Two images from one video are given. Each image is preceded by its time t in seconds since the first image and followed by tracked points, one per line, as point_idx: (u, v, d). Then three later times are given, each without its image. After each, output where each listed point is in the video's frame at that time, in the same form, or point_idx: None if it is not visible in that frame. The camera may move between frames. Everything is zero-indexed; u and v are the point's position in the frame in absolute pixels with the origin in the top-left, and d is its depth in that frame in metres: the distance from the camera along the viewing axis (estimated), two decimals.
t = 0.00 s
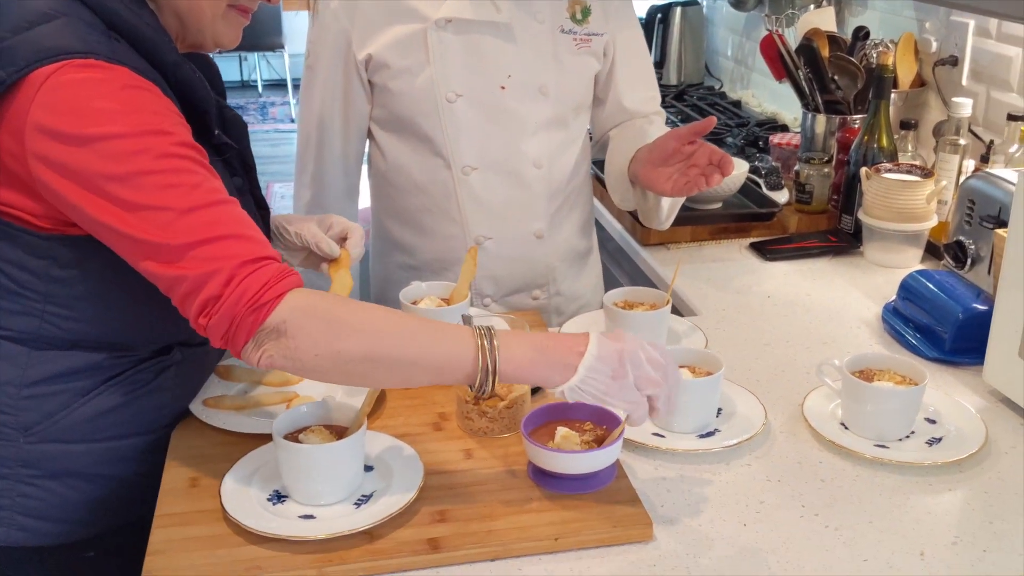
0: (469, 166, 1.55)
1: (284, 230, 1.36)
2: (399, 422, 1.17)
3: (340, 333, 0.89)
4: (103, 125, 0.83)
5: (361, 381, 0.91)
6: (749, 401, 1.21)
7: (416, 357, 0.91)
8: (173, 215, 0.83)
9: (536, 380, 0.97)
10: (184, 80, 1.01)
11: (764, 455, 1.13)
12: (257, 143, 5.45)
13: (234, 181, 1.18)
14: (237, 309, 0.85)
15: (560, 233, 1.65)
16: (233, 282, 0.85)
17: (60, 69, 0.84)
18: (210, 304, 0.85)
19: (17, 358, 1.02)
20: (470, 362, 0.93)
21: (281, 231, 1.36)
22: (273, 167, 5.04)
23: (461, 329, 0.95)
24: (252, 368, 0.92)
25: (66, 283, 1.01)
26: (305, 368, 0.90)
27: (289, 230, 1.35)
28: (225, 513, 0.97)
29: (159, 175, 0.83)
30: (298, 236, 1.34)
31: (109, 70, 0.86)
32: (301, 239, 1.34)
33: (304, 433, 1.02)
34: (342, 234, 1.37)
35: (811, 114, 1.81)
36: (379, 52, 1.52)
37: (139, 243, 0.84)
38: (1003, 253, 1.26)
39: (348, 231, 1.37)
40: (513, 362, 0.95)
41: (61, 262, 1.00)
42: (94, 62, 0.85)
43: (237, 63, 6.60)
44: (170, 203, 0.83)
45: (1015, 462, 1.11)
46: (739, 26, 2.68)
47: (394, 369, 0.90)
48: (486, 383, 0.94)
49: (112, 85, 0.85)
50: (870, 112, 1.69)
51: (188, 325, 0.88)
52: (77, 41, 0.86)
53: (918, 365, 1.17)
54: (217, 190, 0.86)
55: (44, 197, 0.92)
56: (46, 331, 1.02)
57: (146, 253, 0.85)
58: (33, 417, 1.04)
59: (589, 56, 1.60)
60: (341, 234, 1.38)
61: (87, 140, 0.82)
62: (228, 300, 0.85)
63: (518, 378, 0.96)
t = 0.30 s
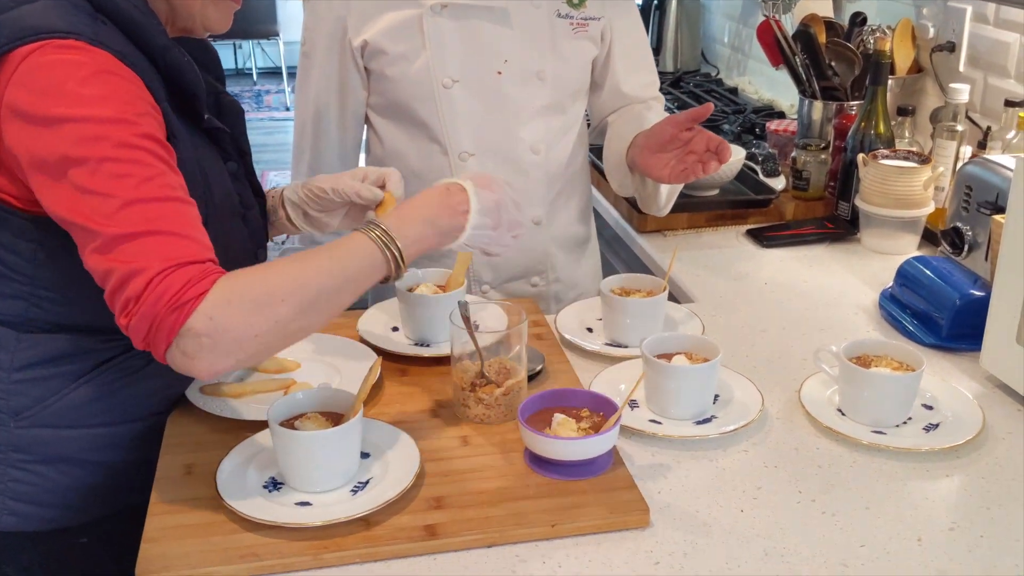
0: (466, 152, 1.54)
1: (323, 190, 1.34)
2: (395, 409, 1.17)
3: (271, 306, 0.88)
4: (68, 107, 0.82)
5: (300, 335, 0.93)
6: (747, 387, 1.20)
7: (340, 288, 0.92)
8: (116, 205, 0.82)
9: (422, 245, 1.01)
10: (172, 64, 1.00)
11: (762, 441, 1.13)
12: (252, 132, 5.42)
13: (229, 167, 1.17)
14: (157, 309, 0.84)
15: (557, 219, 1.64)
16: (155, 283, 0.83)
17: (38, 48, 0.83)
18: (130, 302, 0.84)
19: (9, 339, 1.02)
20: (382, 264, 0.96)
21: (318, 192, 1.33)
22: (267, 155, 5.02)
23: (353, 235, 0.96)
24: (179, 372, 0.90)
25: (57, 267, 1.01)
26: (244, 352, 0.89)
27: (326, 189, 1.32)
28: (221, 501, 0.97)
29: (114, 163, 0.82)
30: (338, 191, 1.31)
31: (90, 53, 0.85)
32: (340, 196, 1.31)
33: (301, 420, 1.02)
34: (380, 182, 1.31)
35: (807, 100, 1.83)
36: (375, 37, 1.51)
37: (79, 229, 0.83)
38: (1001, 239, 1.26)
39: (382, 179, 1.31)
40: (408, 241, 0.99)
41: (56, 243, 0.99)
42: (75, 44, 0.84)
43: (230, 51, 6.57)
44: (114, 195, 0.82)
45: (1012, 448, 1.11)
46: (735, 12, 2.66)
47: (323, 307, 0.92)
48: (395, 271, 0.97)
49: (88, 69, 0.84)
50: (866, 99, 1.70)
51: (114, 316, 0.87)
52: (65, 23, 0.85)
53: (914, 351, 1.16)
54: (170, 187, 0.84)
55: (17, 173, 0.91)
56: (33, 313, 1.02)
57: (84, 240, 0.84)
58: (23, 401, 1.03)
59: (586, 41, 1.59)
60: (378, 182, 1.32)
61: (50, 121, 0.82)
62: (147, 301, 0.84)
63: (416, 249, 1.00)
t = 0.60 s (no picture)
0: (461, 137, 1.54)
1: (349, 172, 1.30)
2: (394, 398, 1.17)
3: (271, 287, 0.89)
4: (64, 92, 0.81)
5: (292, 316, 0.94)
6: (745, 375, 1.21)
7: (329, 267, 0.94)
8: (114, 189, 0.81)
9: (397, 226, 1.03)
10: (166, 50, 0.99)
11: (761, 430, 1.13)
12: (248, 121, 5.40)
13: (226, 155, 1.17)
14: (157, 293, 0.83)
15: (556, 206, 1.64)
16: (154, 267, 0.83)
17: (32, 32, 0.82)
18: (128, 286, 0.83)
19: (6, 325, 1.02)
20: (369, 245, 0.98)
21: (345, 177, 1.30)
22: (263, 144, 5.01)
23: (336, 219, 0.97)
24: (175, 357, 0.90)
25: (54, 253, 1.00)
26: (242, 335, 0.89)
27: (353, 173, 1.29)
28: (219, 490, 0.97)
29: (111, 148, 0.81)
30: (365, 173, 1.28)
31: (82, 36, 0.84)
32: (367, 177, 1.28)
33: (300, 410, 1.02)
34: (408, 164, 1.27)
35: (805, 88, 1.82)
36: (371, 22, 1.50)
37: (74, 213, 0.82)
38: (999, 227, 1.25)
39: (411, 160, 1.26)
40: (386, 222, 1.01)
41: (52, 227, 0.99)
42: (66, 29, 0.83)
43: (226, 40, 6.54)
44: (111, 179, 0.81)
45: (1010, 436, 1.11)
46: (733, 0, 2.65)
47: (315, 288, 0.93)
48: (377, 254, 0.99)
49: (83, 53, 0.83)
50: (866, 87, 1.69)
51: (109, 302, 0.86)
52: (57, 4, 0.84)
53: (914, 339, 1.16)
54: (166, 171, 0.84)
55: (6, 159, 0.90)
56: (26, 300, 1.02)
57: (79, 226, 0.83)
58: (18, 388, 1.03)
59: (584, 27, 1.58)
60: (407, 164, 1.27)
61: (45, 106, 0.81)
62: (148, 284, 0.83)
63: (390, 228, 1.02)
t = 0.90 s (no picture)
0: (449, 130, 1.54)
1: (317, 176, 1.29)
2: (390, 395, 1.17)
3: (368, 258, 0.92)
4: (102, 83, 0.83)
5: (398, 296, 0.96)
6: (742, 372, 1.20)
7: (442, 262, 0.95)
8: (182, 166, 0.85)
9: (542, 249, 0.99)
10: (180, 47, 1.02)
11: (756, 426, 1.13)
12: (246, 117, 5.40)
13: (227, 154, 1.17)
14: (256, 256, 0.88)
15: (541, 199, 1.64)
16: (249, 231, 0.87)
17: (50, 28, 0.84)
18: (226, 255, 0.87)
19: (8, 322, 1.03)
20: (487, 254, 0.96)
21: (311, 183, 1.29)
22: (261, 140, 5.01)
23: (463, 224, 0.97)
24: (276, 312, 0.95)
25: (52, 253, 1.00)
26: (336, 299, 0.93)
27: (319, 179, 1.28)
28: (214, 487, 0.97)
29: (163, 128, 0.84)
30: (332, 177, 1.26)
31: (96, 28, 0.85)
32: (331, 183, 1.27)
33: (295, 407, 1.01)
34: (374, 167, 1.26)
35: (802, 84, 1.82)
36: (360, 14, 1.50)
37: (147, 196, 0.86)
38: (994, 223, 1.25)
39: (378, 164, 1.25)
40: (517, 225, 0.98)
41: (50, 224, 0.99)
42: (85, 21, 0.85)
43: (223, 36, 6.52)
44: (176, 156, 0.84)
45: (1006, 432, 1.11)
46: None
47: (421, 276, 0.95)
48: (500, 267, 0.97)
49: (105, 41, 0.85)
50: (862, 83, 1.69)
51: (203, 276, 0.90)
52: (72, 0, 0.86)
53: (910, 335, 1.16)
54: (219, 141, 0.88)
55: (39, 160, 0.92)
56: (25, 297, 1.02)
57: (154, 207, 0.86)
58: (18, 385, 1.04)
59: (574, 21, 1.57)
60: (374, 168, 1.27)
61: (87, 100, 0.83)
62: (246, 249, 0.87)
63: (529, 250, 0.98)
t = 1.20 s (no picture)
0: (440, 131, 1.54)
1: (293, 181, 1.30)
2: (387, 393, 1.17)
3: (427, 244, 0.97)
4: (147, 81, 0.85)
5: (452, 287, 1.01)
6: (739, 369, 1.20)
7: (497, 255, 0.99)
8: (236, 154, 0.88)
9: (598, 266, 1.04)
10: (202, 49, 1.05)
11: (754, 423, 1.13)
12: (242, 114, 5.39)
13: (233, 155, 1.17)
14: (323, 235, 0.92)
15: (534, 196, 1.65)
16: (316, 210, 0.92)
17: (84, 28, 0.86)
18: (294, 236, 0.91)
19: (19, 319, 1.02)
20: (543, 259, 1.01)
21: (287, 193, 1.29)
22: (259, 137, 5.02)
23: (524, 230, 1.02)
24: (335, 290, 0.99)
25: (64, 254, 1.00)
26: (395, 279, 0.98)
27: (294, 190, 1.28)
28: (212, 485, 0.96)
29: (212, 120, 0.87)
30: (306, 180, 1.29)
31: (128, 29, 0.88)
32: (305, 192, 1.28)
33: (291, 406, 1.01)
34: (343, 173, 1.30)
35: (801, 80, 1.82)
36: (350, 16, 1.49)
37: (207, 186, 0.89)
38: (992, 219, 1.25)
39: (348, 172, 1.29)
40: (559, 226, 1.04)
41: (66, 223, 0.99)
42: (116, 22, 0.88)
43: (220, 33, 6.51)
44: (233, 144, 0.88)
45: (1003, 429, 1.11)
46: None
47: (475, 268, 0.99)
48: (555, 276, 1.03)
49: (140, 39, 0.87)
50: (860, 79, 1.69)
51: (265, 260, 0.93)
52: (101, 4, 0.88)
53: (908, 332, 1.16)
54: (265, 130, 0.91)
55: (72, 163, 0.93)
56: (30, 296, 1.01)
57: (215, 197, 0.89)
58: (27, 384, 1.03)
59: (561, 20, 1.57)
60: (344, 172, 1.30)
61: (134, 99, 0.85)
62: (313, 228, 0.91)
63: (584, 264, 1.03)
